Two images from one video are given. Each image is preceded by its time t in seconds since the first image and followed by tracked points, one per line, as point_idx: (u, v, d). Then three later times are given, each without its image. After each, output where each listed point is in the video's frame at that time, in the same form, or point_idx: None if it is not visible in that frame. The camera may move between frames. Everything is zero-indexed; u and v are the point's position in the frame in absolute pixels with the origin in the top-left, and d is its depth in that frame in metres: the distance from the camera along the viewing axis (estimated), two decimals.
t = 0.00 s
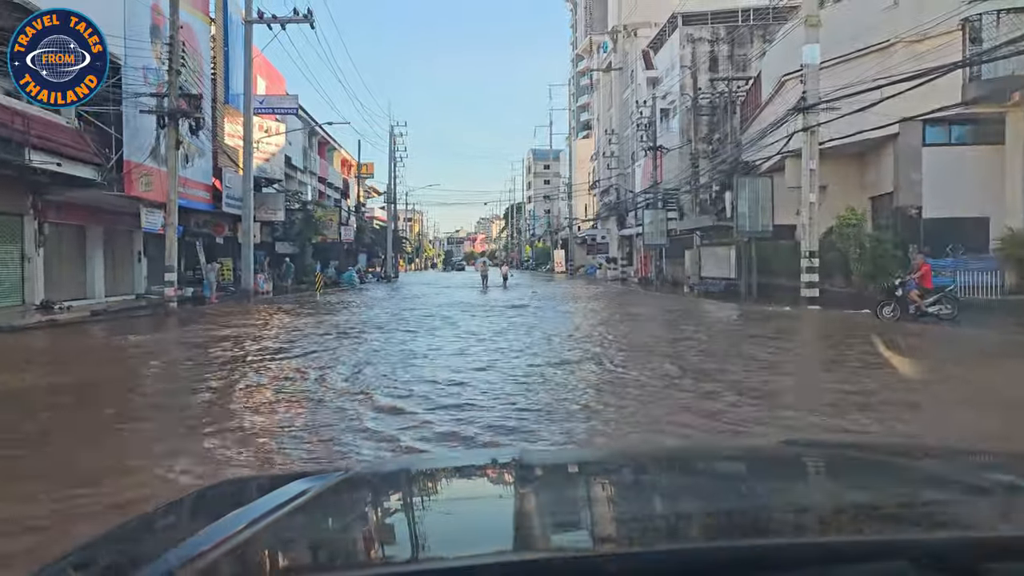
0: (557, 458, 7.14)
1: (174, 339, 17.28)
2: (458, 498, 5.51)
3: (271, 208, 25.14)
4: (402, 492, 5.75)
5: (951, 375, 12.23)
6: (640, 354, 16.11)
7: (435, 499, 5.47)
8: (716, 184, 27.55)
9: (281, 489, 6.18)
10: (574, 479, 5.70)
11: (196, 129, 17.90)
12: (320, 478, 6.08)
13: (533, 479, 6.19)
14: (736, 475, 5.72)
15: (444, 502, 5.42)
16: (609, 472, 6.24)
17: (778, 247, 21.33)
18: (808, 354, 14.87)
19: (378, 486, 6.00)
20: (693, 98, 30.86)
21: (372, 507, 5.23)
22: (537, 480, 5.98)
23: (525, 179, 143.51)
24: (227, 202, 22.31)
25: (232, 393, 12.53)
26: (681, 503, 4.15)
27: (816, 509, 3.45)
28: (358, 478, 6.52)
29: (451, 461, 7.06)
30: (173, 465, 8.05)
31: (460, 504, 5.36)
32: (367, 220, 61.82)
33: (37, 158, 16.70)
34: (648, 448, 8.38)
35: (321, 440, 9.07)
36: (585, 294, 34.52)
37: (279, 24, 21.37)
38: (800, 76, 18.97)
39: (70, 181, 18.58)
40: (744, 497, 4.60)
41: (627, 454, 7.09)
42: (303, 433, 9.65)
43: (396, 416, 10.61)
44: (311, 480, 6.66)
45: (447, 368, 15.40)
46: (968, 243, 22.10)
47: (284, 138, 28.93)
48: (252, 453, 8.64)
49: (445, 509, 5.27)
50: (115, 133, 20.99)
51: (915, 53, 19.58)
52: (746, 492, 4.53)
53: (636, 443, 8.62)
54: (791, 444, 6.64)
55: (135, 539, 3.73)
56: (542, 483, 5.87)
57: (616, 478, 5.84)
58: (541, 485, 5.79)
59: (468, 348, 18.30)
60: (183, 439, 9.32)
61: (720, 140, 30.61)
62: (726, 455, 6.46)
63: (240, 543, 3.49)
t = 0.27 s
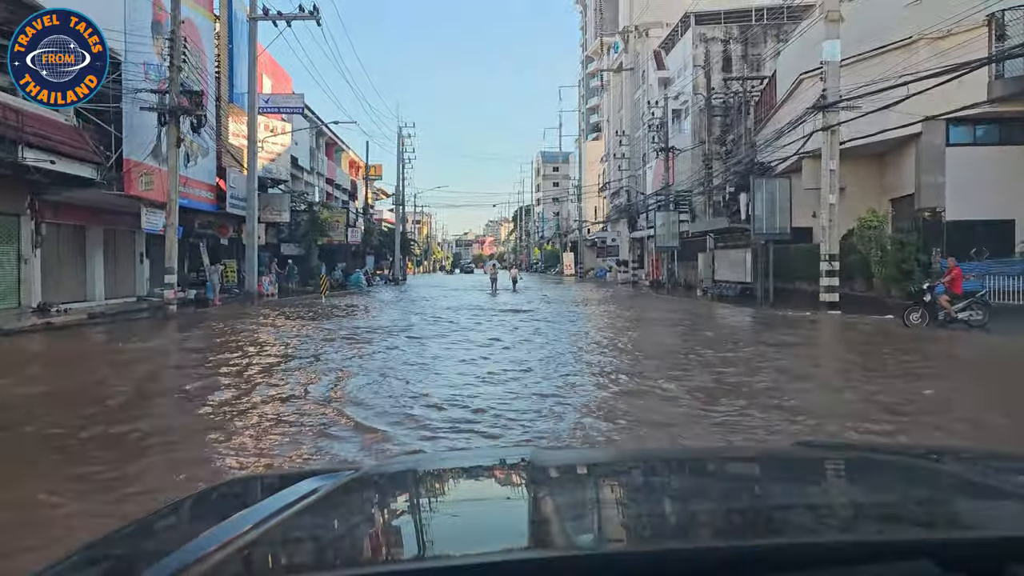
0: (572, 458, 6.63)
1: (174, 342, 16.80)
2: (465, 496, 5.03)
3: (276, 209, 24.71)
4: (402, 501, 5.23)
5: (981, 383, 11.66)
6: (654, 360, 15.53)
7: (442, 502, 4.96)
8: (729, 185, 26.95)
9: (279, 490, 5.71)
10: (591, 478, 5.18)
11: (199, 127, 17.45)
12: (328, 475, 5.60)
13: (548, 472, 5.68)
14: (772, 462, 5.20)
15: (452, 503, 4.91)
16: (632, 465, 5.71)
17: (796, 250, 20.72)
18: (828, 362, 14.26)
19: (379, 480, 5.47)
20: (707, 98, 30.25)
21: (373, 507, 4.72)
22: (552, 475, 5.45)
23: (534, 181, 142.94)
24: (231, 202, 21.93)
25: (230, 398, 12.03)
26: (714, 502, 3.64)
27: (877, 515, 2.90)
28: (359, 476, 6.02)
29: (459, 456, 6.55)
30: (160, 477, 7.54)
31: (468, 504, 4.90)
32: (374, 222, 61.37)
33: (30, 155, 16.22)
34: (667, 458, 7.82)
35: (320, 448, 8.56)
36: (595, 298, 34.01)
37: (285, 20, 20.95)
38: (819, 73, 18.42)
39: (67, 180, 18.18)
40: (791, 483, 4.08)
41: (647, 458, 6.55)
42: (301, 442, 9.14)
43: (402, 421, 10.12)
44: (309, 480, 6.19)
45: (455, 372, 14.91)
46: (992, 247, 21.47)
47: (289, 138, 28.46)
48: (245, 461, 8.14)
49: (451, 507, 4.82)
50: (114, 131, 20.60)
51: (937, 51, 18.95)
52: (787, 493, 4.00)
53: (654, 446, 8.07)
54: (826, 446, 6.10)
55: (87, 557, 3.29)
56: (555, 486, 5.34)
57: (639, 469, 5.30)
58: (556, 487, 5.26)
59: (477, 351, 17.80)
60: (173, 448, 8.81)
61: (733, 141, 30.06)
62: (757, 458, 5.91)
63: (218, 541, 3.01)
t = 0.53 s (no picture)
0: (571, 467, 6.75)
1: (175, 347, 16.43)
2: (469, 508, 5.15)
3: (280, 211, 24.28)
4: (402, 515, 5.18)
5: (1013, 391, 11.10)
6: (668, 365, 15.06)
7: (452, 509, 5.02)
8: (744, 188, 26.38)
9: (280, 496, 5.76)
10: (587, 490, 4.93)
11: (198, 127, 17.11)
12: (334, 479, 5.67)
13: (551, 488, 5.35)
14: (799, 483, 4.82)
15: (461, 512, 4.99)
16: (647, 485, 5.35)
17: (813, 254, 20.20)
18: (848, 370, 13.74)
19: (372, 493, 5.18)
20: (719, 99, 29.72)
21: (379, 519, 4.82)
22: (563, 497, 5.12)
23: (543, 184, 142.29)
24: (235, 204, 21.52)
25: (229, 405, 11.66)
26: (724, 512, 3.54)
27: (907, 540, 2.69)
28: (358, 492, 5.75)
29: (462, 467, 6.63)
30: (152, 490, 7.20)
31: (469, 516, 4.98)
32: (382, 225, 60.93)
33: (22, 155, 15.76)
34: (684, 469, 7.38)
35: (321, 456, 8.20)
36: (606, 301, 33.44)
37: (288, 19, 20.51)
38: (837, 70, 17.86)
39: (63, 181, 17.82)
40: (805, 502, 3.71)
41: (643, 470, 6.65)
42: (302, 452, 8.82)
43: (410, 427, 9.80)
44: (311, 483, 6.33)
45: (462, 375, 14.54)
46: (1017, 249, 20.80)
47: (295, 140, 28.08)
48: (241, 470, 7.77)
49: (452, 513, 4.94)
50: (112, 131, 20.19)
51: (960, 47, 18.45)
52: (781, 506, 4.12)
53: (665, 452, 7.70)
54: (849, 460, 5.76)
55: None
56: (560, 501, 5.01)
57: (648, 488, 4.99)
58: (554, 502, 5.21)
59: (485, 355, 17.44)
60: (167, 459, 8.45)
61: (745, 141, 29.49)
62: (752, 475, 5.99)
63: (222, 541, 3.07)
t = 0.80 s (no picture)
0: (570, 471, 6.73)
1: (169, 356, 15.95)
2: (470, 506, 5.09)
3: (280, 217, 23.83)
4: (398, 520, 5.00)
5: None
6: (677, 375, 14.55)
7: (452, 511, 4.92)
8: (753, 193, 25.85)
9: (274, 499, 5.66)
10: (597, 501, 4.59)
11: (194, 129, 16.72)
12: (331, 481, 5.59)
13: (559, 507, 4.93)
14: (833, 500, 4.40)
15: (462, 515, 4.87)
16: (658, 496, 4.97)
17: (826, 259, 19.64)
18: (865, 381, 13.24)
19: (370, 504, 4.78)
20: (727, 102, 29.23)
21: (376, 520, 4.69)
22: (566, 508, 4.77)
23: (547, 192, 141.77)
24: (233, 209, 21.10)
25: (222, 416, 11.20)
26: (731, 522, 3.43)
27: (949, 560, 2.43)
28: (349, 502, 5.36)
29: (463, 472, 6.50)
30: (134, 506, 6.76)
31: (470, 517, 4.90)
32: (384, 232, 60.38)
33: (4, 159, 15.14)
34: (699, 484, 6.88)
35: (316, 469, 7.76)
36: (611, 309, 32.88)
37: (287, 20, 20.07)
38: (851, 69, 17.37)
39: (53, 186, 17.34)
40: (850, 523, 3.27)
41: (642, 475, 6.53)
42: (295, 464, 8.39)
43: (412, 438, 9.39)
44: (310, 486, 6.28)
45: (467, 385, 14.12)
46: None
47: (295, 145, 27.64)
48: (230, 483, 7.32)
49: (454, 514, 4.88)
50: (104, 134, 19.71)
51: (979, 46, 18.27)
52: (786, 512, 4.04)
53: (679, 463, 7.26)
54: (881, 475, 5.35)
55: None
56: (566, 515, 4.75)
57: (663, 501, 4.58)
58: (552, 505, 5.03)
59: (489, 363, 17.03)
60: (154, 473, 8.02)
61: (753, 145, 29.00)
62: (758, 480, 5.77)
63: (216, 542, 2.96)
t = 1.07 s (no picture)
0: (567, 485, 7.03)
1: (159, 370, 15.49)
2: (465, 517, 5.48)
3: (274, 227, 23.34)
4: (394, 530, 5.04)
5: None
6: (682, 388, 14.11)
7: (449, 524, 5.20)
8: (757, 200, 25.40)
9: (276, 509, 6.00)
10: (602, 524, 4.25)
11: (183, 134, 16.50)
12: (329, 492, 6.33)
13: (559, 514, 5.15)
14: (860, 529, 4.07)
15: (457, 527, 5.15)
16: (668, 519, 4.66)
17: (833, 267, 19.17)
18: (876, 393, 12.82)
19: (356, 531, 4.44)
20: (730, 109, 28.86)
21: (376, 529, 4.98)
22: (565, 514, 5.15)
23: (546, 201, 141.36)
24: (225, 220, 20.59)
25: (212, 431, 10.82)
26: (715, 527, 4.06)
27: None
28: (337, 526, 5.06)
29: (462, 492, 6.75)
30: (113, 531, 6.38)
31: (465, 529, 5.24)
32: (383, 241, 59.81)
33: None
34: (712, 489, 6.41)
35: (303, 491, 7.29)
36: (612, 319, 32.40)
37: (281, 25, 19.62)
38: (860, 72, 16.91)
39: (39, 193, 16.81)
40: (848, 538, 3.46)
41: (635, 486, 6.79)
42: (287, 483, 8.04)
43: (408, 464, 9.11)
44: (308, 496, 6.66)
45: (467, 400, 13.83)
46: None
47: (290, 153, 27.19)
48: (216, 503, 6.95)
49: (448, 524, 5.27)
50: (89, 141, 19.18)
51: (993, 48, 17.94)
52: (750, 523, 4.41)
53: (688, 481, 6.87)
54: (905, 497, 5.01)
55: None
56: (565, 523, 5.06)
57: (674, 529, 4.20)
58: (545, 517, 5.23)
59: (488, 375, 16.56)
60: (137, 494, 7.65)
61: (757, 152, 28.51)
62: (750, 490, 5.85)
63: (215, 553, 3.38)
